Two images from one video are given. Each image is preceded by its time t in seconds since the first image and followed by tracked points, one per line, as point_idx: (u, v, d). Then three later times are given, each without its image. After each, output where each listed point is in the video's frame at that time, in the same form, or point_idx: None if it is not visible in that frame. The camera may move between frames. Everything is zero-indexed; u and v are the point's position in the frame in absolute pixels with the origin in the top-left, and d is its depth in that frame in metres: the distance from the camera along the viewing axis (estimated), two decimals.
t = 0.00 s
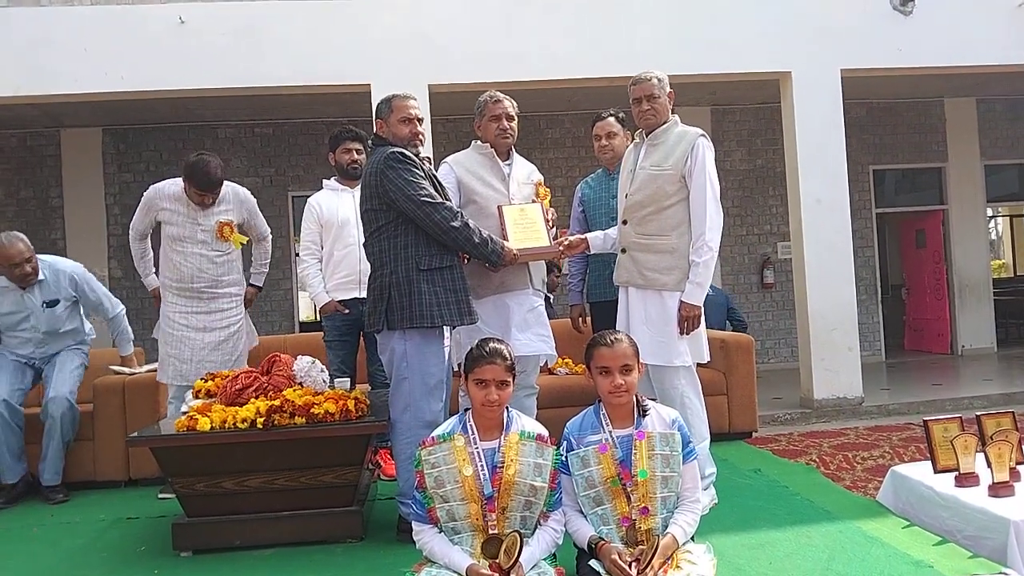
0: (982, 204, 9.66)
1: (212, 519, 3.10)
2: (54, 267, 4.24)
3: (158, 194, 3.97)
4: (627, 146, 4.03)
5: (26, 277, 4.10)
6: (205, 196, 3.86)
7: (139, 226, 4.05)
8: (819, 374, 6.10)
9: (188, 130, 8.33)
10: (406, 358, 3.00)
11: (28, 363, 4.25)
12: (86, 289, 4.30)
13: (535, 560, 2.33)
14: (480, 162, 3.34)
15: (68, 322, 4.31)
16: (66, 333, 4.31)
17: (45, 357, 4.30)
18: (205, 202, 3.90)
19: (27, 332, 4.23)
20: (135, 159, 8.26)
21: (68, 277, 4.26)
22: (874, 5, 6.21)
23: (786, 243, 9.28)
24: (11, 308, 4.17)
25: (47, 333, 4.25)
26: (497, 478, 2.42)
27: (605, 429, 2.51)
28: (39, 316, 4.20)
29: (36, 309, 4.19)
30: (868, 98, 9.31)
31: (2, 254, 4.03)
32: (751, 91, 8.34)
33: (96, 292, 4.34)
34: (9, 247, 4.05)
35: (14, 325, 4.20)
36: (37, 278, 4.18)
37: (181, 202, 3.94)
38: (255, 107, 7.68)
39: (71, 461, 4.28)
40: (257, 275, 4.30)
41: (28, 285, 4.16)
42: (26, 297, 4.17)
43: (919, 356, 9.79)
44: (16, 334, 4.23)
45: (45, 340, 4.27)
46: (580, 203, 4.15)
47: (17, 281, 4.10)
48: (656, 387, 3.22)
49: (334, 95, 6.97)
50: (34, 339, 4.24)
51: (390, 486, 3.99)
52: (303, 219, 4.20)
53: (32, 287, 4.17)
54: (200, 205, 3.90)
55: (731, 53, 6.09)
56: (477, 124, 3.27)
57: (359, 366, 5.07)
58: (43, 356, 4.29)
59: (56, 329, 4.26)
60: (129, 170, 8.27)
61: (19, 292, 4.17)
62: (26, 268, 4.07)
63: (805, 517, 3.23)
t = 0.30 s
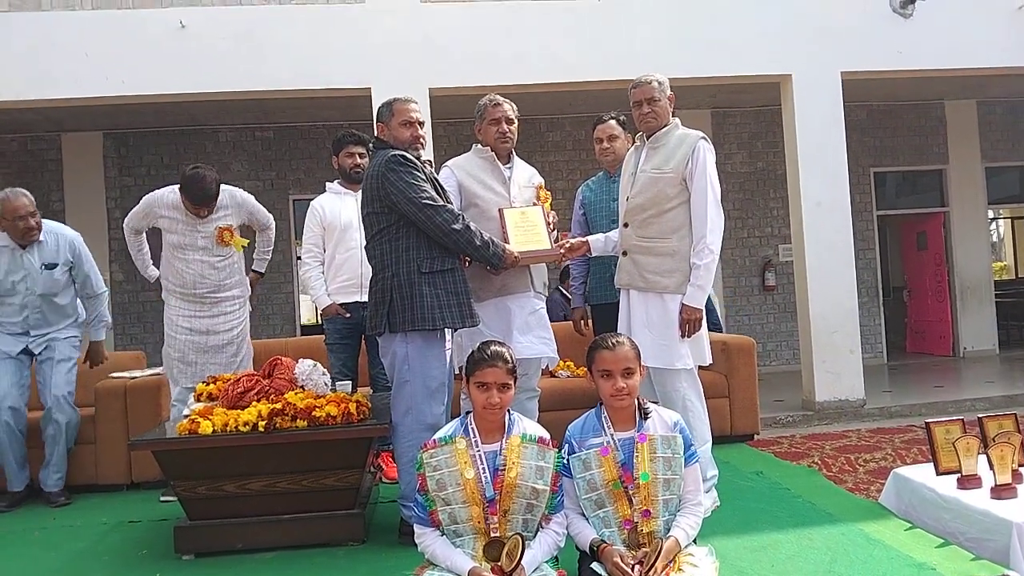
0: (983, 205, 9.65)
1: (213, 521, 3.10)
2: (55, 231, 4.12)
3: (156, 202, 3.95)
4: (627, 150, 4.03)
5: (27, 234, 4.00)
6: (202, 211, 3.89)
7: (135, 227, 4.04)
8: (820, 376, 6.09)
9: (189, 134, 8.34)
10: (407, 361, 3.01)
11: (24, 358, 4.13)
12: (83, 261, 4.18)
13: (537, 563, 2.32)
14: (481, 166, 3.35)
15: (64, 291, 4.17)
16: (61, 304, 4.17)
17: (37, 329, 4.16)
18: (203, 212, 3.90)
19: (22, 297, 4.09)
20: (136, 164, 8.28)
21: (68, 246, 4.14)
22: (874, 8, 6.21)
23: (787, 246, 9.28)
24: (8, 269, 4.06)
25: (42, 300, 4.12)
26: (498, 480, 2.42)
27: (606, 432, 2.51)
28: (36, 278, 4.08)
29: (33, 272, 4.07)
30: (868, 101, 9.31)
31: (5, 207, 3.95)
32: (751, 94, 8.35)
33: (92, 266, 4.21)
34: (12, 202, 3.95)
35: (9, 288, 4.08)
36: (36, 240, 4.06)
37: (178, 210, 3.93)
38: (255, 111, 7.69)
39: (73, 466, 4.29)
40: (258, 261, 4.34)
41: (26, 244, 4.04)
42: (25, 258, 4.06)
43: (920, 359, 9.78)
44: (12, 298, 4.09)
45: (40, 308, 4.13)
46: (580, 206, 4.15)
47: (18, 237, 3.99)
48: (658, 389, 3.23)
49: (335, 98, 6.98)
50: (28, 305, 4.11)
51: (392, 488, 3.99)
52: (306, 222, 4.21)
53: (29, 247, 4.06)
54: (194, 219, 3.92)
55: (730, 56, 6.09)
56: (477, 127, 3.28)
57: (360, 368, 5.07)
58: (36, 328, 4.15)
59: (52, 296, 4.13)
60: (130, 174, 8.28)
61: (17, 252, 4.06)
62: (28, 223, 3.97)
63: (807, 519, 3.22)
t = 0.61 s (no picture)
0: (985, 203, 9.64)
1: (215, 517, 3.11)
2: (51, 198, 4.19)
3: (155, 197, 3.96)
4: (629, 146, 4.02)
5: (23, 191, 3.98)
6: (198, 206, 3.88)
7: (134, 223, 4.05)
8: (821, 374, 6.09)
9: (190, 130, 8.33)
10: (408, 358, 3.01)
11: (20, 354, 4.05)
12: (77, 227, 4.23)
13: (538, 560, 2.33)
14: (481, 163, 3.35)
15: (59, 257, 4.14)
16: (55, 270, 4.11)
17: (31, 297, 4.04)
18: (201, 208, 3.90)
19: (16, 260, 4.02)
20: (137, 159, 8.28)
21: (62, 212, 4.20)
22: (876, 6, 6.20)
23: (788, 243, 9.27)
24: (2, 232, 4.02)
25: (37, 263, 4.06)
26: (499, 477, 2.42)
27: (607, 429, 2.51)
28: (30, 240, 4.06)
29: (28, 234, 4.05)
30: (869, 98, 9.30)
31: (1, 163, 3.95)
32: (753, 91, 8.33)
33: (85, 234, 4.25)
34: (7, 157, 3.95)
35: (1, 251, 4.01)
36: (30, 201, 4.07)
37: (177, 205, 3.93)
38: (257, 107, 7.68)
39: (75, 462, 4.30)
40: (260, 252, 4.33)
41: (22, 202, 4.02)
42: (19, 220, 4.04)
43: (921, 356, 9.78)
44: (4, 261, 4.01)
45: (34, 272, 4.05)
46: (581, 202, 4.15)
47: (14, 194, 3.97)
48: (658, 386, 3.22)
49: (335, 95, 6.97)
50: (22, 268, 4.03)
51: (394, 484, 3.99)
52: (306, 220, 4.20)
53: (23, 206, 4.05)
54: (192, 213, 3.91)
55: (731, 53, 6.09)
56: (478, 125, 3.28)
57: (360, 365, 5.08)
58: (29, 295, 4.03)
59: (46, 257, 4.08)
60: (132, 170, 8.28)
61: (12, 215, 4.04)
62: (24, 178, 3.97)
63: (808, 516, 3.23)
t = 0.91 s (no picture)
0: (993, 210, 9.61)
1: (223, 525, 3.11)
2: (55, 198, 4.22)
3: (163, 204, 3.99)
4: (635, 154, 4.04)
5: (28, 186, 4.01)
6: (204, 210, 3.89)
7: (143, 231, 4.07)
8: (829, 382, 6.07)
9: (199, 139, 8.38)
10: (416, 365, 3.01)
11: (28, 367, 4.08)
12: (82, 227, 4.26)
13: (546, 568, 2.32)
14: (489, 171, 3.37)
15: (63, 253, 4.15)
16: (59, 267, 4.11)
17: (35, 294, 4.03)
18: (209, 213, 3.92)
19: (19, 256, 4.02)
20: (146, 169, 8.33)
21: (66, 212, 4.21)
22: (883, 13, 6.20)
23: (796, 251, 9.26)
24: (7, 229, 4.03)
25: (41, 258, 4.06)
26: (507, 485, 2.42)
27: (616, 436, 2.51)
28: (35, 236, 4.06)
29: (33, 230, 4.06)
30: (876, 105, 9.29)
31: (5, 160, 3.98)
32: (759, 98, 8.34)
33: (90, 233, 4.28)
34: (12, 154, 3.98)
35: (6, 247, 4.01)
36: (34, 198, 4.10)
37: (185, 211, 3.96)
38: (265, 116, 7.72)
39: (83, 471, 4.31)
40: (262, 262, 4.33)
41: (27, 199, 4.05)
42: (24, 217, 4.06)
43: (931, 364, 9.74)
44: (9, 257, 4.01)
45: (38, 268, 4.05)
46: (586, 210, 4.15)
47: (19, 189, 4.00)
48: (665, 393, 3.22)
49: (343, 104, 7.01)
50: (26, 263, 4.03)
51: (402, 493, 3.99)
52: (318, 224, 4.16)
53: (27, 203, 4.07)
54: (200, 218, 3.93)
55: (738, 61, 6.09)
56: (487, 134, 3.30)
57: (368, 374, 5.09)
58: (33, 292, 4.02)
59: (51, 253, 4.09)
60: (141, 179, 8.33)
61: (17, 213, 4.06)
62: (29, 174, 4.01)
63: (817, 524, 3.21)
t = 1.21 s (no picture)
0: (1009, 211, 9.53)
1: (239, 527, 3.13)
2: (74, 203, 4.26)
3: (178, 206, 4.04)
4: (643, 155, 4.00)
5: (46, 188, 4.08)
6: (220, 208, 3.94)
7: (155, 232, 4.10)
8: (844, 385, 6.04)
9: (213, 143, 8.44)
10: (430, 368, 3.02)
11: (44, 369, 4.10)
12: (97, 233, 4.29)
13: (560, 571, 2.32)
14: (502, 174, 3.37)
15: (80, 255, 4.18)
16: (75, 268, 4.14)
17: (51, 295, 4.06)
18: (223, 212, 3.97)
19: (37, 257, 4.07)
20: (161, 173, 8.40)
21: (83, 216, 4.26)
22: (898, 13, 6.17)
23: (809, 252, 9.22)
24: (25, 232, 4.09)
25: (58, 259, 4.10)
26: (521, 488, 2.42)
27: (630, 439, 2.50)
28: (52, 238, 4.10)
29: (50, 232, 4.11)
30: (890, 106, 9.24)
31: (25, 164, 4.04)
32: (772, 100, 8.30)
33: (104, 240, 4.31)
34: (31, 157, 4.04)
35: (23, 249, 4.07)
36: (52, 202, 4.16)
37: (199, 211, 4.00)
38: (278, 120, 7.76)
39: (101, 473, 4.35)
40: (281, 259, 4.34)
41: (45, 201, 4.11)
42: (42, 220, 4.11)
43: (946, 366, 9.67)
44: (27, 259, 4.06)
45: (54, 269, 4.09)
46: (597, 212, 4.15)
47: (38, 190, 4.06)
48: (679, 396, 3.21)
49: (355, 108, 7.04)
50: (43, 264, 4.07)
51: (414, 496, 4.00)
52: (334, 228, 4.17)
53: (44, 206, 4.13)
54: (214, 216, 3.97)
55: (751, 63, 6.08)
56: (500, 136, 3.31)
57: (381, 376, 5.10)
58: (50, 292, 4.05)
59: (67, 254, 4.12)
60: (156, 183, 8.40)
61: (34, 216, 4.12)
62: (49, 176, 4.07)
63: (831, 527, 3.20)
